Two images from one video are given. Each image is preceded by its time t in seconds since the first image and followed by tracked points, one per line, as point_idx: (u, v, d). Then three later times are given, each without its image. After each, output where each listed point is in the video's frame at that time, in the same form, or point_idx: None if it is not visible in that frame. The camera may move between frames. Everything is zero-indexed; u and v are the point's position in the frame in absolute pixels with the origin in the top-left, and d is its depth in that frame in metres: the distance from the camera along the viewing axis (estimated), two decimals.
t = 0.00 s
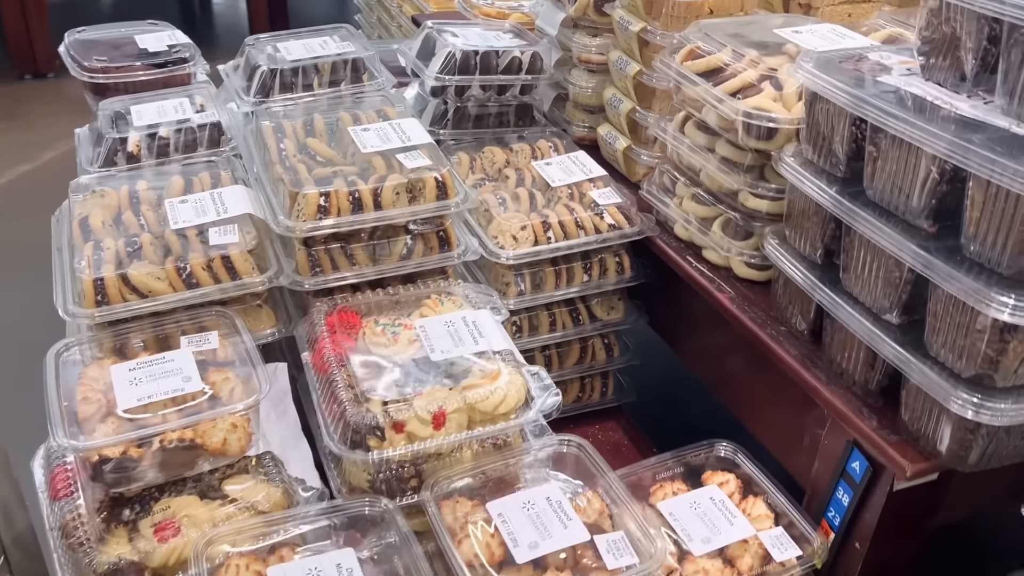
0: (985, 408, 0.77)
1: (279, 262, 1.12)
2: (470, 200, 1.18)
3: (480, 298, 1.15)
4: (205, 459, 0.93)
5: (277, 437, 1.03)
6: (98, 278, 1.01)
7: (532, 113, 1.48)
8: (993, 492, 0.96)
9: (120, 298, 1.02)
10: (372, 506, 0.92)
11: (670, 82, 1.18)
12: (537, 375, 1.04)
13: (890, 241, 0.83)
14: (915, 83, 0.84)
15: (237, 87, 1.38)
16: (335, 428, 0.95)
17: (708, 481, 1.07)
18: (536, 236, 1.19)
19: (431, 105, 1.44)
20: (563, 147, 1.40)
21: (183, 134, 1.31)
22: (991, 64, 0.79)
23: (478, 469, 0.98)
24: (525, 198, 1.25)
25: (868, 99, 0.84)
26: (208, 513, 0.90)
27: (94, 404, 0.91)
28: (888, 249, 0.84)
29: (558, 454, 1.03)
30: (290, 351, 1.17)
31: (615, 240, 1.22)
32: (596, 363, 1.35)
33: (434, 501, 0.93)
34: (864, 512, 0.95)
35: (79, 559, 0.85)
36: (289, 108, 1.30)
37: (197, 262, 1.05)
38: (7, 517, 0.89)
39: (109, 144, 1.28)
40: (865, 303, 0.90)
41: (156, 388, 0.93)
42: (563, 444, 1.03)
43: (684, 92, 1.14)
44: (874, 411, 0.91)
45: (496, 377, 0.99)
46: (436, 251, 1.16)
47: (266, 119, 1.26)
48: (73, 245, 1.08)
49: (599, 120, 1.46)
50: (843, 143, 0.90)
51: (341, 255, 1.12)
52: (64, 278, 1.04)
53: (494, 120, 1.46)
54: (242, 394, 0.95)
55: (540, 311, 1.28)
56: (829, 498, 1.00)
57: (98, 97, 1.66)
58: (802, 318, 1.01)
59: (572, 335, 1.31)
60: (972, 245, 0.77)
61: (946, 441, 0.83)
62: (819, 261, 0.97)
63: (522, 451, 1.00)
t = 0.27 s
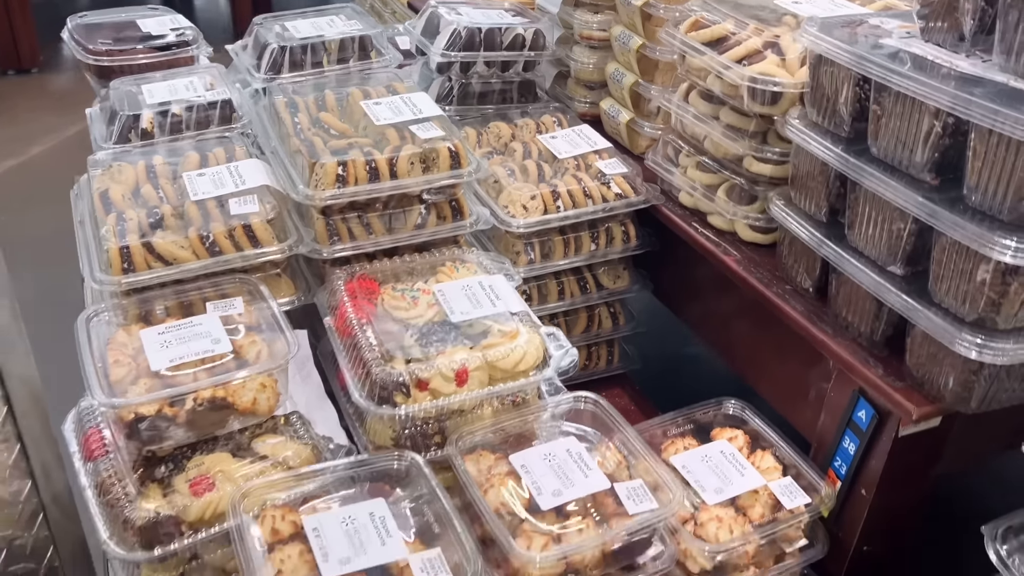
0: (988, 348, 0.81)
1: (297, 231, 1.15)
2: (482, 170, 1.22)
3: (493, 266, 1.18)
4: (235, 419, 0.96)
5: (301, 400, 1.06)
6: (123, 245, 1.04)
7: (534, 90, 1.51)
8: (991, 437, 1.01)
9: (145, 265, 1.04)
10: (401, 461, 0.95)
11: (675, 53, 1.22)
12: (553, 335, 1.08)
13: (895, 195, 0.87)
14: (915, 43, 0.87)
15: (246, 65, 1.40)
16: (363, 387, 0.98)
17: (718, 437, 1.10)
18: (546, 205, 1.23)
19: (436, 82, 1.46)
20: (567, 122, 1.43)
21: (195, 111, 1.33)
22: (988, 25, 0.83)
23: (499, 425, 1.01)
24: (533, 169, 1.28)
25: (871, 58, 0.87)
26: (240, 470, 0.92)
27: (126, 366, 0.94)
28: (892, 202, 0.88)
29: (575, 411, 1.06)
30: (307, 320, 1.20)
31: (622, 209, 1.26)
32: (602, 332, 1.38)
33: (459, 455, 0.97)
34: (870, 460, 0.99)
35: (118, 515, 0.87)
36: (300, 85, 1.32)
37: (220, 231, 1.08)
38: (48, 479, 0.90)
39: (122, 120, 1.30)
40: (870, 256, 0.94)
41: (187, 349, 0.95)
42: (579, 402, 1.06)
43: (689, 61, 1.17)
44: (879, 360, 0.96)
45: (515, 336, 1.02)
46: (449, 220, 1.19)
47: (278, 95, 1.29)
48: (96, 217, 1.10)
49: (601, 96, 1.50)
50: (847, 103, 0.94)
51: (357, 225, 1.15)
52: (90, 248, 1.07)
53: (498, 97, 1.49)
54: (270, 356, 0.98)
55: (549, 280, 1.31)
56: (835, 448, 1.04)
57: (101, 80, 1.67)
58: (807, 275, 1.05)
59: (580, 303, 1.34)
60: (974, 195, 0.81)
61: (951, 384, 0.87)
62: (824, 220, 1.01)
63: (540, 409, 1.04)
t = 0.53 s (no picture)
0: (979, 307, 0.87)
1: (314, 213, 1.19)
2: (491, 153, 1.26)
3: (503, 244, 1.22)
4: (265, 390, 1.00)
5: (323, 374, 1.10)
6: (151, 227, 1.08)
7: (535, 77, 1.56)
8: (981, 397, 1.07)
9: (172, 246, 1.08)
10: (426, 427, 0.99)
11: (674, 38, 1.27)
12: (564, 309, 1.12)
13: (891, 166, 0.92)
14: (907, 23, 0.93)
15: (256, 55, 1.44)
16: (387, 358, 1.02)
17: (722, 404, 1.16)
18: (552, 187, 1.27)
19: (441, 70, 1.51)
20: (568, 107, 1.48)
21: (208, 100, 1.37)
22: (974, 6, 0.89)
23: (516, 395, 1.06)
24: (539, 153, 1.33)
25: (865, 37, 0.92)
26: (272, 439, 0.97)
27: (160, 342, 0.98)
28: (887, 173, 0.94)
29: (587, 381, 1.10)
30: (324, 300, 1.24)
31: (625, 189, 1.31)
32: (606, 310, 1.43)
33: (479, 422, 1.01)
34: (867, 420, 1.05)
35: (158, 482, 0.92)
36: (311, 73, 1.36)
37: (242, 213, 1.12)
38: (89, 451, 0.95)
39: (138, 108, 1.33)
40: (866, 226, 0.99)
41: (218, 324, 0.99)
42: (591, 371, 1.11)
43: (689, 45, 1.22)
44: (876, 325, 1.01)
45: (529, 309, 1.07)
46: (460, 201, 1.24)
47: (291, 83, 1.33)
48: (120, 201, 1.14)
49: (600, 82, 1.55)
50: (843, 81, 0.99)
51: (373, 206, 1.19)
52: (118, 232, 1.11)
53: (500, 84, 1.53)
54: (296, 330, 1.02)
55: (555, 260, 1.36)
56: (834, 411, 1.10)
57: (110, 73, 1.70)
58: (806, 247, 1.11)
59: (584, 282, 1.39)
60: (964, 165, 0.87)
61: (944, 344, 0.93)
62: (821, 194, 1.06)
63: (554, 378, 1.09)
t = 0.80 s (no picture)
0: (961, 277, 0.92)
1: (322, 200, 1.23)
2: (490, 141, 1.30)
3: (505, 228, 1.27)
4: (281, 368, 1.04)
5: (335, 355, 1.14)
6: (166, 214, 1.12)
7: (529, 68, 1.60)
8: (964, 365, 1.12)
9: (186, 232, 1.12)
10: (437, 402, 1.04)
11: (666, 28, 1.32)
12: (566, 289, 1.17)
13: (876, 145, 0.97)
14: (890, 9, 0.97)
15: (258, 48, 1.47)
16: (398, 337, 1.07)
17: (717, 378, 1.21)
18: (550, 172, 1.32)
19: (438, 62, 1.55)
20: (563, 96, 1.52)
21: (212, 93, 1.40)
22: None
23: (521, 370, 1.10)
24: (536, 140, 1.37)
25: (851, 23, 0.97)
26: (290, 415, 1.01)
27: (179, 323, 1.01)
28: (873, 152, 0.99)
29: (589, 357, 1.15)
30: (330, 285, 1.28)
31: (620, 175, 1.36)
32: (602, 293, 1.47)
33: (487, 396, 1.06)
34: (857, 389, 1.10)
35: (182, 456, 0.95)
36: (313, 65, 1.40)
37: (253, 200, 1.16)
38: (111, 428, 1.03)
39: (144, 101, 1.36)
40: (854, 203, 1.04)
41: (235, 306, 1.03)
42: (592, 347, 1.15)
43: (681, 34, 1.27)
44: (864, 298, 1.06)
45: (533, 288, 1.12)
46: (462, 187, 1.28)
47: (294, 75, 1.36)
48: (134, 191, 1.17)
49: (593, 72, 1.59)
50: (829, 66, 1.04)
51: (379, 193, 1.23)
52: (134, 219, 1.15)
53: (496, 75, 1.57)
54: (310, 311, 1.06)
55: (553, 244, 1.40)
56: (825, 382, 1.15)
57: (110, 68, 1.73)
58: (796, 226, 1.16)
59: (581, 266, 1.43)
60: (945, 142, 0.92)
61: (928, 312, 0.98)
62: (810, 174, 1.11)
63: (557, 355, 1.13)
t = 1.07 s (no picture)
0: (939, 249, 0.96)
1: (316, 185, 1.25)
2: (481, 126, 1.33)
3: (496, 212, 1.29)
4: (281, 347, 1.06)
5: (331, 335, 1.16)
6: (164, 199, 1.13)
7: (517, 57, 1.63)
8: (942, 338, 1.16)
9: (184, 217, 1.14)
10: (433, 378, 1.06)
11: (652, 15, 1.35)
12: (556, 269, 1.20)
13: (857, 124, 1.01)
14: None
15: (249, 38, 1.49)
16: (394, 316, 1.09)
17: (705, 355, 1.24)
18: (540, 157, 1.34)
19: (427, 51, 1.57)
20: (550, 84, 1.55)
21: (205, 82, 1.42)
22: None
23: (515, 348, 1.13)
24: (525, 126, 1.40)
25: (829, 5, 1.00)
26: (290, 393, 1.03)
27: (180, 304, 1.03)
28: (853, 130, 1.02)
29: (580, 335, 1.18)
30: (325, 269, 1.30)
31: (608, 159, 1.39)
32: (591, 277, 1.50)
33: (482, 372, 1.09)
34: (839, 362, 1.14)
35: (186, 433, 0.97)
36: (305, 54, 1.42)
37: (250, 184, 1.18)
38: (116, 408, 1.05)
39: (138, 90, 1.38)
40: (835, 181, 1.08)
41: (234, 287, 1.05)
42: (583, 325, 1.18)
43: (667, 20, 1.30)
44: (846, 273, 1.10)
45: (525, 268, 1.14)
46: (454, 172, 1.31)
47: (286, 63, 1.38)
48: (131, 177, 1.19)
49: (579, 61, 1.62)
50: (810, 48, 1.07)
51: (372, 177, 1.26)
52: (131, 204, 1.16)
53: (484, 64, 1.60)
54: (308, 291, 1.08)
55: (543, 229, 1.43)
56: (809, 356, 1.18)
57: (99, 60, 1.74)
58: (780, 205, 1.19)
59: (570, 249, 1.46)
60: (922, 119, 0.95)
61: (908, 284, 1.02)
62: (793, 154, 1.15)
63: (550, 333, 1.16)
